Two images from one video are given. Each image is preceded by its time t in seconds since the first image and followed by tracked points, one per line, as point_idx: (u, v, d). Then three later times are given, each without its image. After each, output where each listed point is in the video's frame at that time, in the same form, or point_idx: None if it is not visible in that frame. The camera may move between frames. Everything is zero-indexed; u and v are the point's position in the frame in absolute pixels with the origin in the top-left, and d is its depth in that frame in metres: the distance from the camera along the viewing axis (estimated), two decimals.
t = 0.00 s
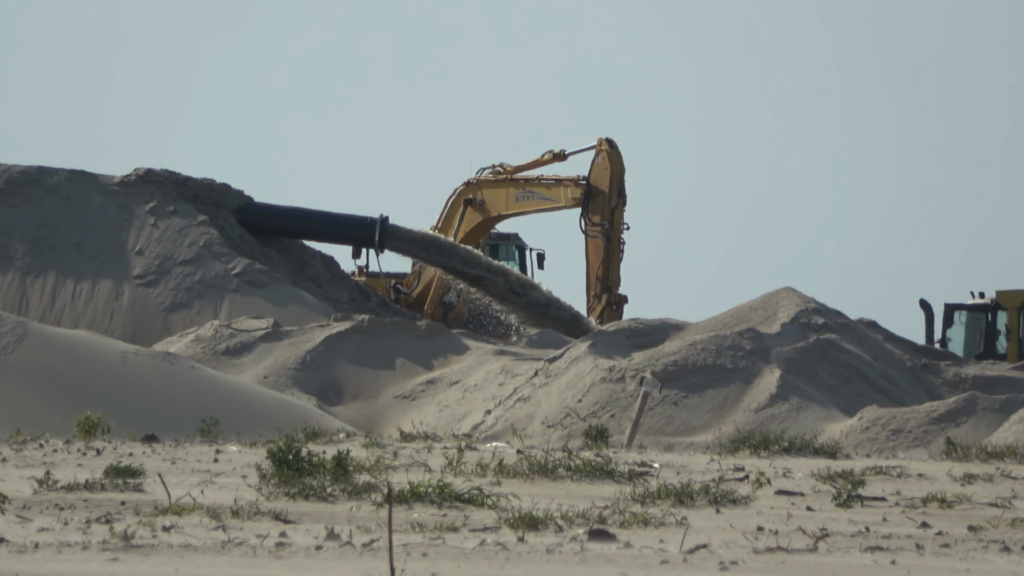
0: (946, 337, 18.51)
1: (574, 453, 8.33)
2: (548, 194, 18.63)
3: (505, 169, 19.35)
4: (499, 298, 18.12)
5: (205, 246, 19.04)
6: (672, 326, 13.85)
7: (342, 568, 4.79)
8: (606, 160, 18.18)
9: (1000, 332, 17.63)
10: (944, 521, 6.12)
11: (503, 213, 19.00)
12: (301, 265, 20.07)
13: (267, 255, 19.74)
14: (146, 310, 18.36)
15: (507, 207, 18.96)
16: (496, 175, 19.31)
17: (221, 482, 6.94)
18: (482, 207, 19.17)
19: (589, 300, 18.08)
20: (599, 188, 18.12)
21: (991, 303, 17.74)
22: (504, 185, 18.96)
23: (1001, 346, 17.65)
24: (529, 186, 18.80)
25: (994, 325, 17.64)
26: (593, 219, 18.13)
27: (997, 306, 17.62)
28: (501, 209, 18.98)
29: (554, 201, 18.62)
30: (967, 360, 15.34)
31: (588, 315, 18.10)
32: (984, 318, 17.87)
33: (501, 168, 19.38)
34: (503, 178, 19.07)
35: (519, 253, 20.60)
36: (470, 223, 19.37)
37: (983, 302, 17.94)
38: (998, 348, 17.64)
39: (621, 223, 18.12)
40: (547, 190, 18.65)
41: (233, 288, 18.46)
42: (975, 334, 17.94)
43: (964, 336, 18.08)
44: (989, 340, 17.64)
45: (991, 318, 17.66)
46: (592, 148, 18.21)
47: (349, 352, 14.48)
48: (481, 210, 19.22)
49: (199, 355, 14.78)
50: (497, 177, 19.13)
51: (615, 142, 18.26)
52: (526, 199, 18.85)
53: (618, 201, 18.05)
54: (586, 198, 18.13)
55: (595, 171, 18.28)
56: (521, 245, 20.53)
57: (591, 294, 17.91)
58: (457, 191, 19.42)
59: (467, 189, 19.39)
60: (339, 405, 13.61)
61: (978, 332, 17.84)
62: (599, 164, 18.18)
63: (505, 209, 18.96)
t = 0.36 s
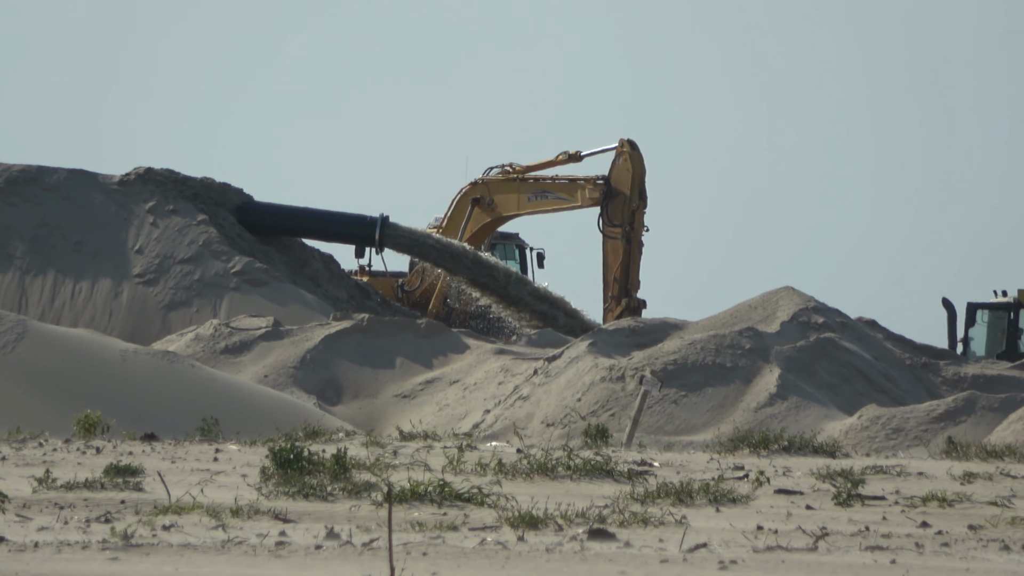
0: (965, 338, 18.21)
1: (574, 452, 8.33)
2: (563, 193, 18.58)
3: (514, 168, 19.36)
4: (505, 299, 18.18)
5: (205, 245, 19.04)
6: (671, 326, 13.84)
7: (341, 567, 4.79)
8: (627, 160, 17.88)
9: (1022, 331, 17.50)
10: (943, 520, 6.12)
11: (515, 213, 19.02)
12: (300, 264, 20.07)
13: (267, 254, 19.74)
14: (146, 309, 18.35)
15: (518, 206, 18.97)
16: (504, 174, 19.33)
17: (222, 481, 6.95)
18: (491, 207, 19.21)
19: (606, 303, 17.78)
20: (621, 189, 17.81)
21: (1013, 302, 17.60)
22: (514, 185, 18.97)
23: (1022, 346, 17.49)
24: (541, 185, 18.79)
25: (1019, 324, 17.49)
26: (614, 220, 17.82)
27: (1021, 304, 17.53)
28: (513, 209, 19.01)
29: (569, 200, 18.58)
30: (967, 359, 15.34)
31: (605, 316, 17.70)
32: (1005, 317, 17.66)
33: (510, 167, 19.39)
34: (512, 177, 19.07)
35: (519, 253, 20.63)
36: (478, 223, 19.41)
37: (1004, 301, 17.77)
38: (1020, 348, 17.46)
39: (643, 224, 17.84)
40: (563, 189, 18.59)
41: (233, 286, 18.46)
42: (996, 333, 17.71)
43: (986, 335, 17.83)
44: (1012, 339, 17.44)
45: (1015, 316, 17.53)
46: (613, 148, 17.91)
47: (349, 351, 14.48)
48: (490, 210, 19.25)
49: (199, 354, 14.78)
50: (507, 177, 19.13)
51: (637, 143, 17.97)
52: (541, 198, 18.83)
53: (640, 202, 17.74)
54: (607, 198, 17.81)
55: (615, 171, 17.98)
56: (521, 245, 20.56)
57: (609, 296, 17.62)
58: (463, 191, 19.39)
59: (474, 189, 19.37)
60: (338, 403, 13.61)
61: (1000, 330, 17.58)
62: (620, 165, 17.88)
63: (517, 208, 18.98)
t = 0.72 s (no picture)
0: (992, 338, 17.88)
1: (576, 452, 8.34)
2: (587, 194, 18.77)
3: (531, 168, 19.37)
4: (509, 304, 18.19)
5: (208, 245, 19.05)
6: (674, 325, 13.83)
7: (343, 567, 4.80)
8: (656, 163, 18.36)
9: None
10: (945, 519, 6.11)
11: (533, 213, 19.02)
12: (303, 265, 20.09)
13: (270, 254, 19.76)
14: (149, 309, 18.37)
15: (537, 207, 18.98)
16: (519, 175, 19.29)
17: (224, 481, 6.96)
18: (508, 207, 19.12)
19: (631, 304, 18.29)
20: (649, 191, 18.38)
21: None
22: (534, 186, 18.99)
23: None
24: (563, 187, 18.90)
25: None
26: (642, 221, 18.39)
27: None
28: (532, 209, 19.00)
29: (593, 202, 18.76)
30: (970, 359, 15.32)
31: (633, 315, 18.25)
32: None
33: (526, 168, 19.41)
34: (529, 178, 19.10)
35: (522, 253, 20.63)
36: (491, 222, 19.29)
37: None
38: None
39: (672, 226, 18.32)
40: (587, 190, 18.77)
41: (236, 287, 18.47)
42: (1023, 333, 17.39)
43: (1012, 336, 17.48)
44: None
45: None
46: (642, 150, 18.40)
47: (352, 351, 14.49)
48: (505, 210, 19.15)
49: (202, 353, 14.79)
50: (523, 177, 19.13)
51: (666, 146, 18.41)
52: (560, 199, 18.93)
53: (671, 205, 18.27)
54: (635, 200, 18.40)
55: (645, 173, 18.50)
56: (524, 245, 20.57)
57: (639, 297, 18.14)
58: (475, 191, 19.19)
59: (487, 188, 19.19)
60: (341, 403, 13.61)
61: None
62: (649, 167, 18.36)
63: (536, 209, 19.00)
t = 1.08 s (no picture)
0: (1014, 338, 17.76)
1: (575, 452, 8.34)
2: (610, 196, 19.09)
3: (542, 172, 19.36)
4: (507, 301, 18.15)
5: (207, 246, 19.04)
6: (672, 326, 13.82)
7: (343, 567, 4.80)
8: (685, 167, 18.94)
9: None
10: (945, 520, 6.12)
11: (551, 214, 19.12)
12: (302, 265, 20.08)
13: (268, 255, 19.75)
14: (147, 310, 18.36)
15: (554, 208, 19.09)
16: (532, 176, 19.32)
17: (223, 482, 6.95)
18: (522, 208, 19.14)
19: (662, 306, 18.74)
20: (679, 194, 18.91)
21: None
22: (549, 187, 19.07)
23: None
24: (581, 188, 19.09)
25: None
26: (673, 223, 18.90)
27: None
28: (549, 210, 19.10)
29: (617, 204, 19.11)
30: (969, 360, 15.33)
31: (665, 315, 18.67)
32: None
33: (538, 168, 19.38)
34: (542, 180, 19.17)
35: (519, 253, 20.62)
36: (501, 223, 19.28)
37: None
38: None
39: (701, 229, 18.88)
40: (607, 193, 19.10)
41: (234, 287, 18.46)
42: None
43: None
44: None
45: None
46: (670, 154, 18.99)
47: (351, 352, 14.48)
48: (517, 210, 19.16)
49: (200, 354, 14.79)
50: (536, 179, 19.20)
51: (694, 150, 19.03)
52: (579, 201, 19.09)
53: (701, 207, 18.89)
54: (664, 201, 18.93)
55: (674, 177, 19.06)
56: (520, 246, 20.58)
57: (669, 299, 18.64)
58: (485, 192, 19.13)
59: (498, 190, 19.16)
60: (340, 404, 13.61)
61: None
62: (678, 170, 18.92)
63: (553, 209, 19.10)
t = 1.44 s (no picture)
0: None
1: (574, 453, 8.34)
2: (630, 199, 19.12)
3: (558, 173, 19.02)
4: (499, 297, 18.12)
5: (205, 247, 19.05)
6: (671, 327, 13.82)
7: (342, 568, 4.80)
8: (713, 170, 19.03)
9: None
10: (943, 521, 6.12)
11: (567, 216, 19.08)
12: (300, 266, 20.09)
13: (266, 256, 19.76)
14: (146, 311, 18.36)
15: (570, 211, 19.04)
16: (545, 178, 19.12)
17: (221, 482, 6.95)
18: (536, 211, 19.07)
19: (689, 310, 18.92)
20: (708, 198, 19.02)
21: None
22: (565, 190, 18.97)
23: None
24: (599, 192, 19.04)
25: None
26: (701, 227, 19.01)
27: None
28: (565, 213, 19.04)
29: (638, 206, 19.16)
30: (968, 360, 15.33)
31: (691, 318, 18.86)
32: None
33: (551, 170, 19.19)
34: (556, 182, 19.03)
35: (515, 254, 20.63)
36: (511, 224, 19.20)
37: None
38: None
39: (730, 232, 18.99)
40: (627, 195, 19.15)
41: (233, 288, 18.47)
42: None
43: None
44: None
45: None
46: (698, 157, 19.08)
47: (349, 353, 14.48)
48: (529, 213, 19.09)
49: (199, 355, 14.79)
50: (549, 181, 19.04)
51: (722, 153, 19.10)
52: (598, 203, 19.06)
53: (730, 211, 18.94)
54: (692, 205, 19.05)
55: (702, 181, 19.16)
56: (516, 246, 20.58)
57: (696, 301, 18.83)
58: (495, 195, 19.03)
59: (508, 192, 18.99)
60: (338, 405, 13.61)
61: None
62: (706, 174, 19.02)
63: (569, 213, 19.05)
